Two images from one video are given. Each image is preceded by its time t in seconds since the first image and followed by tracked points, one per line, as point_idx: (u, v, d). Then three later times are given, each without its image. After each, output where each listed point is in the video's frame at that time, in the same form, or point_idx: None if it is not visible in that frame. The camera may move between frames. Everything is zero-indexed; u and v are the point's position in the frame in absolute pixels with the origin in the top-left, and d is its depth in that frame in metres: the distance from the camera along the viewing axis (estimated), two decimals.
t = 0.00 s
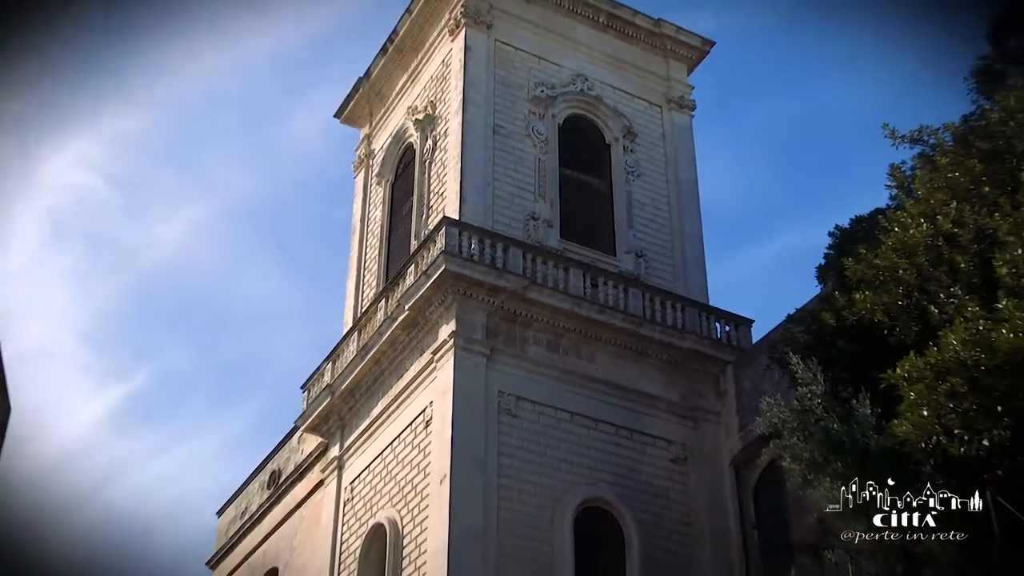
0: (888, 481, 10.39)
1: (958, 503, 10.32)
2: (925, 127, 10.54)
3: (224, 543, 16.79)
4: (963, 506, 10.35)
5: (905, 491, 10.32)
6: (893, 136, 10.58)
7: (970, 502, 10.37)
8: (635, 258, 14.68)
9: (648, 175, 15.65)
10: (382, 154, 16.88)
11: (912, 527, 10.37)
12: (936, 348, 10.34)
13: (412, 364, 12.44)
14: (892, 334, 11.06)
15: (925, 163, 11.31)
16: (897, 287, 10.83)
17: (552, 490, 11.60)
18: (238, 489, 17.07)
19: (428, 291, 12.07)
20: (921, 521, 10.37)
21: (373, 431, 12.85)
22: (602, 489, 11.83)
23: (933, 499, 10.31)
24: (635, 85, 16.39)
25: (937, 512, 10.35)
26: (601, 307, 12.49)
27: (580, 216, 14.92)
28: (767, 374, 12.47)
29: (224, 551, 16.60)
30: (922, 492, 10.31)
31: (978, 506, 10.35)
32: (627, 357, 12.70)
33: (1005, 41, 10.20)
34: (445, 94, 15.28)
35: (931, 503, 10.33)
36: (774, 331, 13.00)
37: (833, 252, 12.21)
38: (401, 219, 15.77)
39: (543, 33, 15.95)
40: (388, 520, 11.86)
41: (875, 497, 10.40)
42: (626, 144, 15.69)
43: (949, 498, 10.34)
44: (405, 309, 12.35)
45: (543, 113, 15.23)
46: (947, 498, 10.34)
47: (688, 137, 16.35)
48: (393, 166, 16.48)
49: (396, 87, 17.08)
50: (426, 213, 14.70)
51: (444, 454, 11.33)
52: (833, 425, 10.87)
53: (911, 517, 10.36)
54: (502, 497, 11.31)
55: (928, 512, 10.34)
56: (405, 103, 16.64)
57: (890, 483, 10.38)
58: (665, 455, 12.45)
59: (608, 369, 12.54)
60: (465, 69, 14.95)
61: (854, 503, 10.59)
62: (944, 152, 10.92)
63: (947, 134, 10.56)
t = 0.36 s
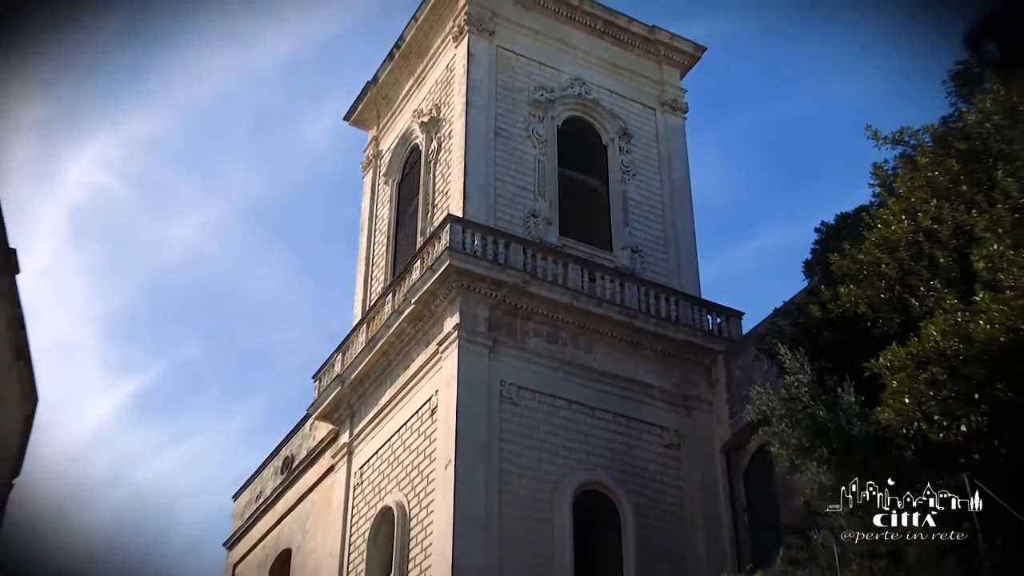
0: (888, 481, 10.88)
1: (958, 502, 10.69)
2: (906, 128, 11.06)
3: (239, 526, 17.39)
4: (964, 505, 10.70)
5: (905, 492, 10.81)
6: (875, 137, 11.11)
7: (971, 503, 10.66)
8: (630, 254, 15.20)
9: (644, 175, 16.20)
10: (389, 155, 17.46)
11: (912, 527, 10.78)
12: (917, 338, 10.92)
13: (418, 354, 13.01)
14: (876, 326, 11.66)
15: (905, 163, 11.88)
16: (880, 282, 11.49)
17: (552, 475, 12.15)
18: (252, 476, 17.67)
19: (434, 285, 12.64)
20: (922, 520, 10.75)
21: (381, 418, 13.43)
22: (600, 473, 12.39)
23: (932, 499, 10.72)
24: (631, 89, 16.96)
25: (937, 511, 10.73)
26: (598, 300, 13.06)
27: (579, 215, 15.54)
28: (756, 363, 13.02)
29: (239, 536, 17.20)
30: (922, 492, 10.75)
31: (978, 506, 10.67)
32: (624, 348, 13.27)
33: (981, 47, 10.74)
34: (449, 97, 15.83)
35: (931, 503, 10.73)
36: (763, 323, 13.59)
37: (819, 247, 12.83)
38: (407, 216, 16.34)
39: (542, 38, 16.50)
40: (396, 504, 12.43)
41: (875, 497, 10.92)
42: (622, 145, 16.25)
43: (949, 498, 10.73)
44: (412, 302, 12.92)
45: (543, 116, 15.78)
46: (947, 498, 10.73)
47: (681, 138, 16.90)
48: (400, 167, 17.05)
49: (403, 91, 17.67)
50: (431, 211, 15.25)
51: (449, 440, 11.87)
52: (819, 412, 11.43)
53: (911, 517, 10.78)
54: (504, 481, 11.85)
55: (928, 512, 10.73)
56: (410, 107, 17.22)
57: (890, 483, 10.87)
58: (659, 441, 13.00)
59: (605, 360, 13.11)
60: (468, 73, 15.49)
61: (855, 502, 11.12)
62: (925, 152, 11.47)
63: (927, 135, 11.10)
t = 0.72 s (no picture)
0: (888, 481, 11.45)
1: (958, 502, 11.29)
2: (886, 132, 11.63)
3: (253, 511, 18.04)
4: (964, 505, 11.28)
5: (905, 492, 11.37)
6: (858, 140, 11.66)
7: (970, 503, 11.26)
8: (624, 252, 15.76)
9: (637, 176, 16.78)
10: (394, 158, 18.06)
11: (912, 526, 11.23)
12: (896, 333, 11.50)
13: (421, 349, 13.60)
14: (858, 320, 12.28)
15: (886, 166, 12.49)
16: (863, 280, 12.09)
17: (550, 463, 12.73)
18: (264, 463, 18.32)
19: (437, 282, 13.21)
20: (922, 520, 11.28)
21: (386, 409, 14.03)
22: (595, 462, 12.97)
23: (933, 499, 11.28)
24: (625, 95, 17.56)
25: (937, 511, 11.26)
26: (594, 297, 13.65)
27: (575, 213, 16.10)
28: (744, 356, 13.61)
29: (253, 520, 17.87)
30: (922, 493, 11.33)
31: (977, 507, 11.22)
32: (618, 342, 13.88)
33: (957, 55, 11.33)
34: (451, 103, 16.40)
35: (930, 503, 11.28)
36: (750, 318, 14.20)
37: (804, 245, 13.44)
38: (412, 216, 16.94)
39: (540, 46, 17.07)
40: (401, 491, 13.01)
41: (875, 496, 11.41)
42: (616, 148, 16.83)
43: (949, 498, 11.31)
44: (416, 299, 13.50)
45: (541, 121, 16.35)
46: (946, 498, 11.31)
47: (673, 142, 17.50)
48: (404, 169, 17.64)
49: (407, 97, 18.28)
50: (434, 212, 15.83)
51: (451, 430, 12.43)
52: (803, 404, 12.02)
53: (911, 517, 11.27)
54: (505, 469, 12.41)
55: (928, 512, 11.26)
56: (414, 112, 17.81)
57: (890, 483, 11.44)
58: (652, 431, 13.60)
59: (600, 354, 13.71)
60: (470, 79, 16.05)
61: (855, 503, 11.57)
62: (904, 156, 12.06)
63: (906, 139, 11.65)
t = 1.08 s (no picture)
0: (888, 481, 11.90)
1: (958, 502, 11.68)
2: (867, 137, 12.23)
3: (266, 497, 18.73)
4: (964, 505, 11.65)
5: (904, 492, 11.78)
6: (840, 144, 12.24)
7: (970, 502, 11.63)
8: (618, 252, 16.34)
9: (631, 179, 17.40)
10: (398, 162, 18.70)
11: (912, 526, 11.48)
12: (876, 328, 12.09)
13: (424, 343, 14.21)
14: (840, 315, 12.94)
15: (866, 169, 13.11)
16: (844, 277, 12.70)
17: (546, 453, 13.34)
18: (276, 452, 19.01)
19: (439, 280, 13.81)
20: (922, 519, 11.56)
21: (391, 401, 14.66)
22: (590, 451, 13.57)
23: (933, 498, 11.62)
24: (618, 102, 18.20)
25: (937, 511, 11.57)
26: (589, 294, 14.28)
27: (572, 214, 16.72)
28: (732, 351, 14.23)
29: (266, 505, 18.57)
30: (923, 494, 11.63)
31: (977, 507, 11.60)
32: (612, 337, 14.50)
33: (934, 64, 11.93)
34: (453, 109, 17.00)
35: (930, 503, 11.57)
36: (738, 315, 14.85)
37: (789, 245, 14.07)
38: (415, 216, 17.57)
39: (537, 55, 17.68)
40: (405, 479, 13.62)
41: (875, 494, 11.78)
42: (610, 153, 17.44)
43: (949, 498, 11.69)
44: (419, 296, 14.11)
45: (538, 126, 16.95)
46: (946, 498, 11.69)
47: (665, 146, 18.14)
48: (408, 172, 18.27)
49: (411, 103, 18.92)
50: (437, 214, 16.43)
51: (453, 421, 13.01)
52: (788, 396, 12.63)
53: (912, 516, 11.57)
54: (504, 458, 13.00)
55: (929, 512, 11.54)
56: (417, 118, 18.44)
57: (890, 483, 11.89)
58: (644, 422, 14.21)
59: (595, 348, 14.33)
60: (471, 86, 16.64)
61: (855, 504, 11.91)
62: (884, 159, 12.67)
63: (886, 144, 12.25)
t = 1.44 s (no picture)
0: (889, 482, 12.24)
1: (956, 502, 11.86)
2: (850, 143, 12.86)
3: (279, 485, 19.47)
4: (961, 505, 11.82)
5: (904, 492, 12.08)
6: (824, 149, 12.86)
7: (969, 502, 11.80)
8: (613, 252, 16.96)
9: (626, 182, 18.07)
10: (404, 166, 19.37)
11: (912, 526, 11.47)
12: (858, 324, 12.72)
13: (429, 339, 14.87)
14: (825, 311, 13.60)
15: (849, 174, 13.78)
16: (829, 275, 13.33)
17: (545, 443, 13.98)
18: (289, 442, 19.74)
19: (443, 279, 14.44)
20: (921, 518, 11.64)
21: (397, 394, 15.33)
22: (586, 442, 14.22)
23: (933, 499, 11.78)
24: (614, 109, 18.88)
25: (936, 511, 11.73)
26: (585, 292, 14.95)
27: (570, 215, 17.40)
28: (722, 346, 14.89)
29: (277, 494, 19.29)
30: (922, 494, 11.90)
31: (975, 506, 11.72)
32: (607, 333, 15.16)
33: (913, 72, 12.59)
34: (456, 115, 17.64)
35: (929, 502, 11.74)
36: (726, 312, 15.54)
37: (776, 245, 14.73)
38: (420, 217, 18.23)
39: (536, 63, 18.33)
40: (411, 468, 14.27)
41: (874, 492, 12.06)
42: (606, 157, 18.09)
43: (947, 498, 11.85)
44: (424, 294, 14.76)
45: (538, 132, 17.59)
46: (945, 498, 11.85)
47: (658, 151, 18.83)
48: (413, 176, 18.92)
49: (416, 110, 19.59)
50: (440, 216, 17.07)
51: (456, 413, 13.63)
52: (776, 389, 13.26)
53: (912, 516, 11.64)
54: (504, 448, 13.63)
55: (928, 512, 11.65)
56: (422, 124, 19.10)
57: (890, 483, 12.22)
58: (638, 414, 14.86)
59: (591, 344, 14.98)
60: (473, 93, 17.26)
61: (855, 503, 12.15)
62: (866, 163, 13.33)
63: (868, 149, 12.88)
